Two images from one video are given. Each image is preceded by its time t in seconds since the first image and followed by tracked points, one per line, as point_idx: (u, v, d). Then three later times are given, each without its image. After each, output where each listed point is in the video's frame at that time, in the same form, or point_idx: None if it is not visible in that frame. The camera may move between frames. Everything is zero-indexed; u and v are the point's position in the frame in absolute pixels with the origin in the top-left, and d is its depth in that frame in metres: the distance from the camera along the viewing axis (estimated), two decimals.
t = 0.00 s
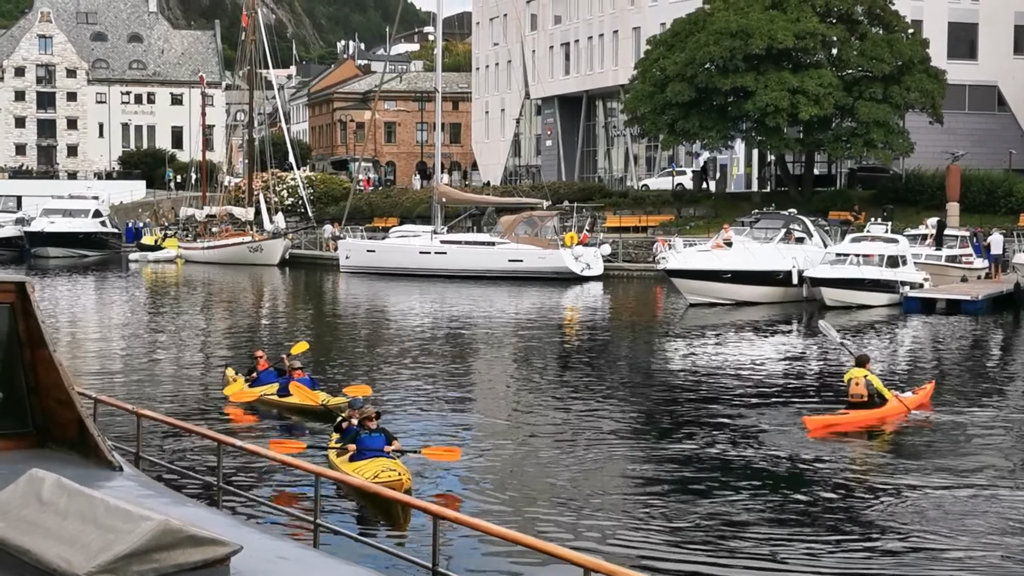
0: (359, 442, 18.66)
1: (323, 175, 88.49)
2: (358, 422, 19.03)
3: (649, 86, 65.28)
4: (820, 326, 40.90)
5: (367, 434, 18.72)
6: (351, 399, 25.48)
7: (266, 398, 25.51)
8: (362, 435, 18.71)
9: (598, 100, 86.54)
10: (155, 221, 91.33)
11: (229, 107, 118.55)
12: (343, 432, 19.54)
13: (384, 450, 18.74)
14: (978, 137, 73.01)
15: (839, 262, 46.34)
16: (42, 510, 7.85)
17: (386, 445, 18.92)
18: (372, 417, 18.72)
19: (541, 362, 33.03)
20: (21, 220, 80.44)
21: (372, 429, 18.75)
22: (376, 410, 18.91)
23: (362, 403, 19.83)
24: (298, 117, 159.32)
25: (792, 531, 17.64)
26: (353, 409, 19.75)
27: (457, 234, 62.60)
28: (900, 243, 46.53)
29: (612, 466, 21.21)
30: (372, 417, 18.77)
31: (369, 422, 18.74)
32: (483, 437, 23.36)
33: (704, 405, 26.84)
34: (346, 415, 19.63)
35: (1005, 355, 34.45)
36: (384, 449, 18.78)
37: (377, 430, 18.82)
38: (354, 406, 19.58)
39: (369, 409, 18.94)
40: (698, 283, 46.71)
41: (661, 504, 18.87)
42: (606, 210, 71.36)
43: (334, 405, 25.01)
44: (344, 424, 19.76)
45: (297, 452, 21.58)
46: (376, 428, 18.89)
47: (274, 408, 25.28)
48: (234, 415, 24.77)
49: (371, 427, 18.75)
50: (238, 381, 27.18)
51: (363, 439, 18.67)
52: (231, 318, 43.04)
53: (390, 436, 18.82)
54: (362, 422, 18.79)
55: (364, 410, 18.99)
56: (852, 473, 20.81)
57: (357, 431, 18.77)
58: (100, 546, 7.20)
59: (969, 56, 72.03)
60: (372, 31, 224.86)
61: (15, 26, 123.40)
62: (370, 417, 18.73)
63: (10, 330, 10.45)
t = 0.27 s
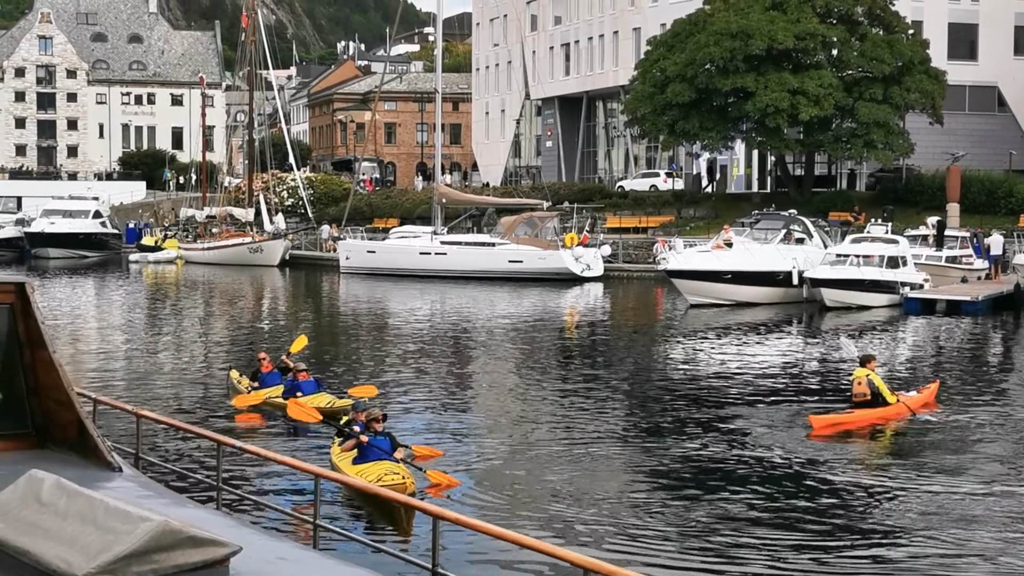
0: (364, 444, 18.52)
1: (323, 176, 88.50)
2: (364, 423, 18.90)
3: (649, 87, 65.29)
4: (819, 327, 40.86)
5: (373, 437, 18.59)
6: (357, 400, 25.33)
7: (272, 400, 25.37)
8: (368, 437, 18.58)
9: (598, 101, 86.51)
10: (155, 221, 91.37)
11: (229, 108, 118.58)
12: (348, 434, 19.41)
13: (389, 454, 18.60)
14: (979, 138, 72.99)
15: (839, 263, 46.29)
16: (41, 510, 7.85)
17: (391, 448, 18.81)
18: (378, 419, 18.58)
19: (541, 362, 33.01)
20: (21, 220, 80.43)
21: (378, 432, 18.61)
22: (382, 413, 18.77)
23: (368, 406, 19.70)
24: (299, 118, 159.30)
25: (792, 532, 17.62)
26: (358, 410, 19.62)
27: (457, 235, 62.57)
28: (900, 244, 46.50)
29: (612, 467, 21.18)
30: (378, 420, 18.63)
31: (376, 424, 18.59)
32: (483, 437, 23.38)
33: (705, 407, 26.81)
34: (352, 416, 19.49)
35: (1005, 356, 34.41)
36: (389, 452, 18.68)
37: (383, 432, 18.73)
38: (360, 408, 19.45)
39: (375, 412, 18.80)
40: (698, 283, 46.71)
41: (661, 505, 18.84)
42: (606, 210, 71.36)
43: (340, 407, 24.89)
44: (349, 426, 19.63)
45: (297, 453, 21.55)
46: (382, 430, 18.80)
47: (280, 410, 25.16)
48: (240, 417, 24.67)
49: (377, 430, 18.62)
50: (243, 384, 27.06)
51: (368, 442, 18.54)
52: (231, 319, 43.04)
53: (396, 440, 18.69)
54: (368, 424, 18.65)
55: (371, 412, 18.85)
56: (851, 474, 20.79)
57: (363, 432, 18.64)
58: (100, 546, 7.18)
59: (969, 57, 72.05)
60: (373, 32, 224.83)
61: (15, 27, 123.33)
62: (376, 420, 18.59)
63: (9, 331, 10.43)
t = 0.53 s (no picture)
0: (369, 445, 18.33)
1: (323, 177, 88.51)
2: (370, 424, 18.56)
3: (649, 87, 65.31)
4: (820, 328, 40.79)
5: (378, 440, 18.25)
6: (363, 400, 25.19)
7: (278, 402, 25.25)
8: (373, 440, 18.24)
9: (599, 101, 86.51)
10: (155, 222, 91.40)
11: (229, 108, 118.59)
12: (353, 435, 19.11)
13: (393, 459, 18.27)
14: (979, 138, 73.00)
15: (839, 264, 46.26)
16: (41, 510, 7.84)
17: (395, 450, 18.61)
18: (383, 422, 18.24)
19: (541, 363, 33.02)
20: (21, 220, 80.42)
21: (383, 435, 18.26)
22: (387, 416, 18.43)
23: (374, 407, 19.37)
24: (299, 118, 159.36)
25: (792, 532, 17.59)
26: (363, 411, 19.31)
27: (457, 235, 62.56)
28: (901, 244, 46.47)
29: (613, 467, 21.16)
30: (383, 422, 18.26)
31: (380, 427, 18.25)
32: (483, 437, 23.40)
33: (705, 407, 26.81)
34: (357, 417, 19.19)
35: (1005, 356, 34.37)
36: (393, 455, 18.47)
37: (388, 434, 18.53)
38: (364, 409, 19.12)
39: (381, 414, 18.44)
40: (698, 283, 46.69)
41: (661, 505, 18.81)
42: (606, 211, 71.37)
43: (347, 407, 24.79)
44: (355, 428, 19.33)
45: (298, 453, 21.54)
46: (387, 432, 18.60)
47: (286, 412, 25.07)
48: (245, 419, 24.56)
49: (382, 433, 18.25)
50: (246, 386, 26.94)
51: (374, 443, 18.20)
52: (231, 319, 43.02)
53: (401, 445, 18.34)
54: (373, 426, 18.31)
55: (376, 414, 18.52)
56: (852, 475, 20.76)
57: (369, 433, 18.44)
58: (99, 546, 7.18)
59: (969, 57, 72.06)
60: (373, 32, 224.80)
61: (15, 27, 123.31)
62: (381, 423, 18.25)
63: (9, 331, 10.42)
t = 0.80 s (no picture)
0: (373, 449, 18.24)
1: (323, 177, 88.54)
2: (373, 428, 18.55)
3: (649, 87, 65.33)
4: (820, 328, 40.77)
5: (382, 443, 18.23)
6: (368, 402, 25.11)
7: (284, 403, 25.25)
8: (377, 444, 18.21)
9: (599, 102, 86.52)
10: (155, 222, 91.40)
11: (229, 109, 118.58)
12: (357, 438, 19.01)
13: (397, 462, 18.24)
14: (979, 138, 72.99)
15: (839, 264, 46.23)
16: (42, 511, 7.84)
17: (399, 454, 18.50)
18: (388, 426, 18.22)
19: (541, 363, 33.02)
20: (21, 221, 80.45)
21: (387, 439, 18.23)
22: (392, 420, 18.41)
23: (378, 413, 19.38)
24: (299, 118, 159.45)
25: (793, 534, 17.57)
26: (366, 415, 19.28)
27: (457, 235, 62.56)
28: (901, 244, 46.50)
29: (613, 467, 21.14)
30: (387, 426, 18.25)
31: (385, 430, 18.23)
32: (483, 437, 23.40)
33: (706, 407, 26.83)
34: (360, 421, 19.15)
35: (1005, 357, 34.39)
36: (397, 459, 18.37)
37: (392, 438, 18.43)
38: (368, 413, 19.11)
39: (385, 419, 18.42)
40: (698, 283, 46.67)
41: (661, 506, 18.80)
42: (606, 211, 71.39)
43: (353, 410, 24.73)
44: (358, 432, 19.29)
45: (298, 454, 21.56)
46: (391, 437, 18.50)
47: (292, 413, 25.07)
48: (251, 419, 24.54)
49: (386, 436, 18.22)
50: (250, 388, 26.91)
51: (377, 447, 18.16)
52: (231, 319, 43.03)
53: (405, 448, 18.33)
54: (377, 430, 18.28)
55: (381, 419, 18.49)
56: (852, 475, 20.75)
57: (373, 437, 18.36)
58: (99, 546, 7.18)
59: (969, 57, 72.06)
60: (373, 33, 224.84)
61: (15, 27, 123.24)
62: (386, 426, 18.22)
63: (9, 332, 10.42)
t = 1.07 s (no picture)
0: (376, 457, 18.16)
1: (322, 182, 88.60)
2: (375, 435, 18.55)
3: (649, 91, 65.40)
4: (820, 332, 40.73)
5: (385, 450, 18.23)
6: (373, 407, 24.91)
7: (289, 409, 25.07)
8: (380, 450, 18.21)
9: (598, 106, 86.53)
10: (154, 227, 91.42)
11: (228, 114, 118.62)
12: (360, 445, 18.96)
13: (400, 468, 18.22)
14: (978, 142, 73.03)
15: (838, 268, 46.16)
16: (42, 516, 7.84)
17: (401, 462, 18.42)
18: (390, 432, 18.23)
19: (540, 367, 33.01)
20: (20, 226, 80.44)
21: (390, 445, 18.23)
22: (395, 426, 18.41)
23: (381, 419, 19.38)
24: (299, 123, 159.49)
25: (794, 539, 17.52)
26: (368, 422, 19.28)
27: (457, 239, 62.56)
28: (899, 248, 46.48)
29: (613, 472, 21.10)
30: (390, 432, 18.25)
31: (387, 437, 18.23)
32: (483, 442, 23.40)
33: (706, 411, 26.80)
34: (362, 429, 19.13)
35: (1005, 361, 34.34)
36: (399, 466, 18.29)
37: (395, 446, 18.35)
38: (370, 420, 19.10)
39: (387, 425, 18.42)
40: (698, 287, 46.65)
41: (661, 511, 18.75)
42: (606, 215, 71.42)
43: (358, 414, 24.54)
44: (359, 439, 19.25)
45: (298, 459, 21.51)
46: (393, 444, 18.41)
47: (297, 418, 24.89)
48: (255, 425, 24.46)
49: (389, 442, 18.22)
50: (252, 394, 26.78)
51: (381, 454, 18.11)
52: (230, 324, 43.01)
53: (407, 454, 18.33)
54: (380, 436, 18.28)
55: (383, 426, 18.50)
56: (852, 480, 20.71)
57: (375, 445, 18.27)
58: (100, 550, 7.17)
59: (968, 61, 72.11)
60: (373, 38, 225.01)
61: (14, 33, 123.24)
62: (388, 432, 18.23)
63: (9, 337, 10.41)
